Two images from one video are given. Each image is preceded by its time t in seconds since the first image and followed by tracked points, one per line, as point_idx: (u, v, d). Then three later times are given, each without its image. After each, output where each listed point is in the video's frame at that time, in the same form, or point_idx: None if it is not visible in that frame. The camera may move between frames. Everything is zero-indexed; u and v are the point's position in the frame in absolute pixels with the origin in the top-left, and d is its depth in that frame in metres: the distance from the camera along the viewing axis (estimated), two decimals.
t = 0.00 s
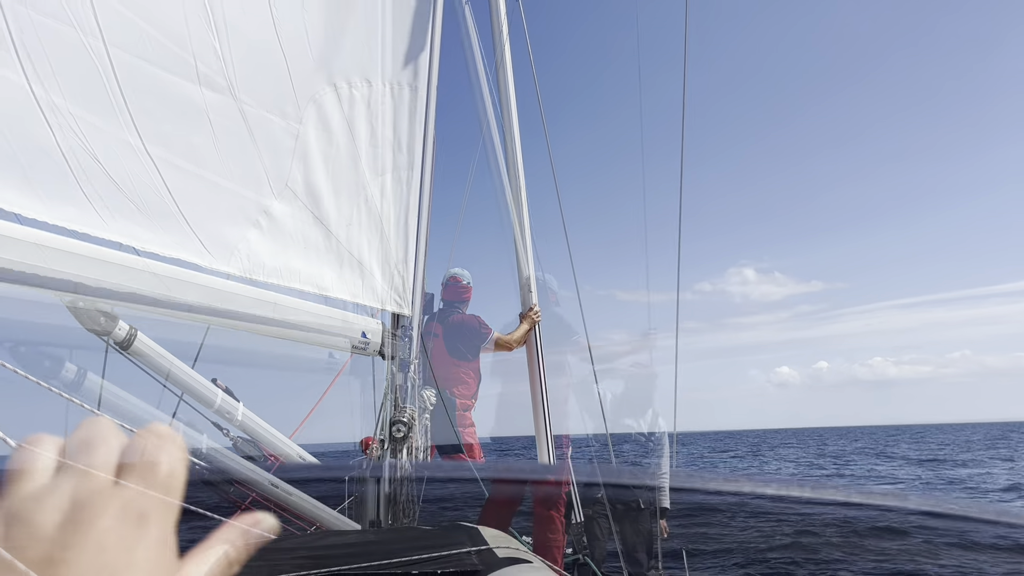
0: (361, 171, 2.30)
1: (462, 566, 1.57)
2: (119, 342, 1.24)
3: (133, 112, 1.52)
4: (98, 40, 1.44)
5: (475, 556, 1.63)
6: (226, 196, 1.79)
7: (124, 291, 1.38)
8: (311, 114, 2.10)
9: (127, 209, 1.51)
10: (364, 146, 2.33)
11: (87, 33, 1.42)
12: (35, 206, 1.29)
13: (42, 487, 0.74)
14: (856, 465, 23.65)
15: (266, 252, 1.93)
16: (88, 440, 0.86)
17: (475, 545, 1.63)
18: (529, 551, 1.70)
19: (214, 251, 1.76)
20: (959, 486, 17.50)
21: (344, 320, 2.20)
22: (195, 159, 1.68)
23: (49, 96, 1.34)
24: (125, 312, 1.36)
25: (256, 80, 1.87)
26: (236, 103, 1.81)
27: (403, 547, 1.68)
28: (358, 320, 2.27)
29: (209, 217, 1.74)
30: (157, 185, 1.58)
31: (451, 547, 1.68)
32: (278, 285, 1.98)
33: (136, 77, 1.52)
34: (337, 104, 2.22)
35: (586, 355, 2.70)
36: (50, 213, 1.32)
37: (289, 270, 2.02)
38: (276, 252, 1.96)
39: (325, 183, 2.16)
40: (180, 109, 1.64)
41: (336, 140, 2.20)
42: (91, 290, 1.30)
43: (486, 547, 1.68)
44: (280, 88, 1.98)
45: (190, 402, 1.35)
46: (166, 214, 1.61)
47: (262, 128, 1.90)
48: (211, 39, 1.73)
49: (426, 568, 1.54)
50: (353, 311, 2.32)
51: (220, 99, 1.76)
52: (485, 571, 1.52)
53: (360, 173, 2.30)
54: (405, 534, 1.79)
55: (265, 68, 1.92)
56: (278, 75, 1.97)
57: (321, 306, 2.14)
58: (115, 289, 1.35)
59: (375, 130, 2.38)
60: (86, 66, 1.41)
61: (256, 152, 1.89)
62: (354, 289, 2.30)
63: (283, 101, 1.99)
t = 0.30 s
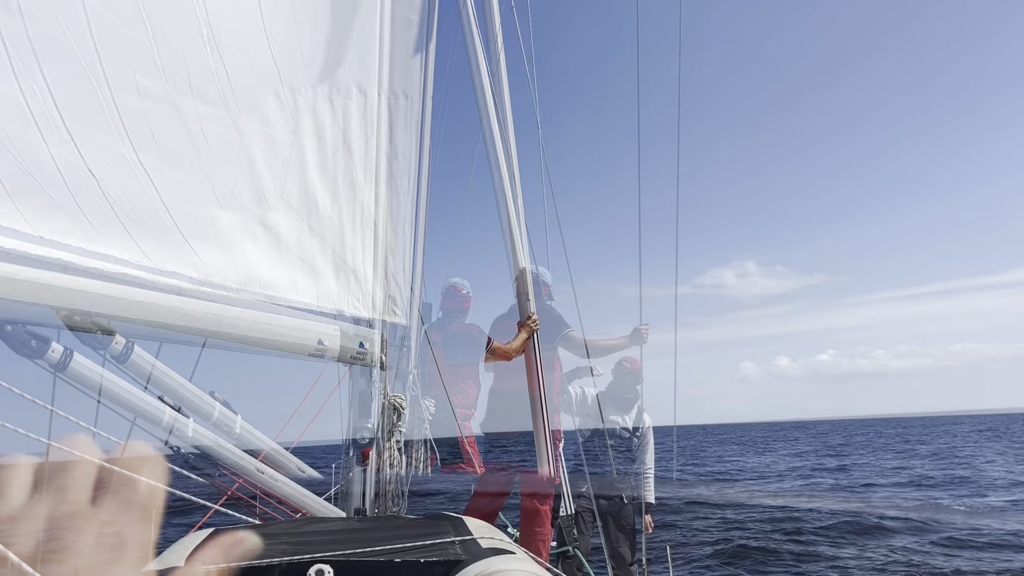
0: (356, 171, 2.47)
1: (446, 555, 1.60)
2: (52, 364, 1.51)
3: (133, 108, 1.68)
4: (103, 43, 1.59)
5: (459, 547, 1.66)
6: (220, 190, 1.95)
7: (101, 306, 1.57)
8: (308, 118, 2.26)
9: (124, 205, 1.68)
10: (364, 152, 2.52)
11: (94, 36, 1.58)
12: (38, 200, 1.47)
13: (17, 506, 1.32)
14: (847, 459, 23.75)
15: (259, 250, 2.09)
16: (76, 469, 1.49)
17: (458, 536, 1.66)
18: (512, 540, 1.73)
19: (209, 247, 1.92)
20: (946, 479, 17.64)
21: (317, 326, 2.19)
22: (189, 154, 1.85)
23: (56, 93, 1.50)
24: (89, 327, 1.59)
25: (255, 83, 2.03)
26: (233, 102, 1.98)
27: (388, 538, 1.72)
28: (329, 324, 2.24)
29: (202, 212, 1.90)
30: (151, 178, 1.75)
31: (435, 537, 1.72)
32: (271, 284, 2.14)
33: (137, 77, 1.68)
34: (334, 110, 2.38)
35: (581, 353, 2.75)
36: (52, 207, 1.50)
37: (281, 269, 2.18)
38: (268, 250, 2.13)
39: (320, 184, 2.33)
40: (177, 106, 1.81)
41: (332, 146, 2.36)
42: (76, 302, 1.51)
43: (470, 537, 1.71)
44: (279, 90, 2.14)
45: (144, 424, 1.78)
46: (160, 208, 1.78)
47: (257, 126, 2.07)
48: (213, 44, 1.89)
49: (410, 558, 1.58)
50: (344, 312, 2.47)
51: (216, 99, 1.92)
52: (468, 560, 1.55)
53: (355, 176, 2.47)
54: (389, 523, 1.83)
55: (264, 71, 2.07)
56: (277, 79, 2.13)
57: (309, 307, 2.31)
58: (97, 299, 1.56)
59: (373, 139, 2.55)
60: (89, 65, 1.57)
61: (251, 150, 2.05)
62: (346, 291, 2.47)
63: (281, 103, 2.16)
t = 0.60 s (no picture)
0: (348, 163, 2.43)
1: (431, 549, 1.61)
2: (36, 355, 1.62)
3: (122, 97, 1.84)
4: (93, 38, 1.78)
5: (444, 540, 1.67)
6: (209, 178, 2.07)
7: (81, 302, 1.59)
8: (301, 111, 2.33)
9: (111, 191, 1.84)
10: (358, 146, 2.46)
11: (85, 33, 1.77)
12: (39, 187, 1.72)
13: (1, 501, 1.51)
14: (838, 453, 23.87)
15: (245, 241, 2.19)
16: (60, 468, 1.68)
17: (442, 530, 1.68)
18: (498, 535, 1.73)
19: (196, 235, 2.05)
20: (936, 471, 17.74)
21: (307, 318, 2.14)
22: (178, 140, 1.97)
23: (51, 83, 1.72)
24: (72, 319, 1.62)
25: (246, 74, 2.14)
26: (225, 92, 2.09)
27: (374, 531, 1.72)
28: (317, 318, 2.21)
29: (190, 199, 2.02)
30: (139, 163, 1.89)
31: (421, 531, 1.72)
32: (256, 275, 2.23)
33: (128, 66, 1.85)
34: (326, 102, 2.39)
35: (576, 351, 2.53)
36: (49, 194, 1.74)
37: (268, 261, 2.26)
38: (254, 240, 2.22)
39: (313, 177, 2.36)
40: (168, 95, 1.94)
41: (325, 140, 2.40)
42: (56, 295, 1.54)
43: (455, 531, 1.71)
44: (271, 82, 2.24)
45: (128, 418, 1.89)
46: (149, 194, 1.92)
47: (249, 116, 2.17)
48: (205, 37, 2.02)
49: (395, 551, 1.58)
50: (335, 307, 2.46)
51: (206, 90, 2.04)
52: (453, 554, 1.56)
53: (345, 167, 2.42)
54: (375, 517, 1.84)
55: (257, 63, 2.18)
56: (270, 72, 2.23)
57: (299, 301, 2.35)
58: (80, 290, 1.59)
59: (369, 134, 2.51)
60: (80, 58, 1.76)
61: (242, 140, 2.16)
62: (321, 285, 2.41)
63: (273, 95, 2.25)
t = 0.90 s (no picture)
0: (339, 162, 2.46)
1: (424, 550, 1.61)
2: (26, 356, 1.66)
3: (117, 94, 1.83)
4: (87, 34, 1.77)
5: (437, 541, 1.67)
6: (204, 177, 2.06)
7: (73, 304, 1.60)
8: (295, 109, 2.33)
9: (105, 189, 1.82)
10: (350, 146, 2.50)
11: (79, 29, 1.75)
12: (30, 183, 1.69)
13: None
14: (831, 447, 23.98)
15: (238, 241, 2.18)
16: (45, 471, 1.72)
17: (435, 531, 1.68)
18: (491, 536, 1.74)
19: (190, 235, 2.03)
20: (927, 463, 17.85)
21: (300, 319, 2.16)
22: (174, 139, 1.96)
23: (46, 79, 1.69)
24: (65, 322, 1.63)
25: (240, 72, 2.13)
26: (220, 90, 2.08)
27: (366, 532, 1.73)
28: (309, 319, 2.22)
29: (185, 198, 2.01)
30: (134, 162, 1.87)
31: (413, 531, 1.73)
32: (250, 276, 2.22)
33: (124, 62, 1.83)
34: (319, 101, 2.40)
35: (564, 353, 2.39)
36: (40, 190, 1.71)
37: (261, 261, 2.25)
38: (247, 241, 2.21)
39: (306, 176, 2.37)
40: (163, 93, 1.93)
41: (319, 138, 2.40)
42: (48, 296, 1.56)
43: (447, 532, 1.72)
44: (266, 80, 2.23)
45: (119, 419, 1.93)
46: (143, 193, 1.90)
47: (244, 114, 2.16)
48: (200, 34, 2.01)
49: (388, 552, 1.59)
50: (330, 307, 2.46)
51: (202, 87, 2.03)
52: (446, 555, 1.56)
53: (340, 165, 2.46)
54: (367, 518, 1.84)
55: (252, 61, 2.17)
56: (264, 70, 2.22)
57: (292, 301, 2.34)
58: (72, 292, 1.61)
59: (358, 132, 2.54)
60: (75, 54, 1.74)
61: (237, 139, 2.15)
62: (318, 285, 2.42)
63: (267, 93, 2.24)
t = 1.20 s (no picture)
0: (336, 161, 2.49)
1: (423, 554, 1.61)
2: (19, 363, 1.69)
3: (105, 101, 1.82)
4: (74, 41, 1.76)
5: (436, 544, 1.67)
6: (199, 181, 2.07)
7: (68, 310, 1.60)
8: (295, 107, 2.34)
9: (96, 196, 1.81)
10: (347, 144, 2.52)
11: (67, 35, 1.74)
12: (19, 191, 1.66)
13: None
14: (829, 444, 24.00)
15: (237, 242, 2.18)
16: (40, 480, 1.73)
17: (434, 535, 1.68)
18: (489, 538, 1.74)
19: (187, 238, 2.03)
20: (926, 459, 17.87)
21: (293, 323, 2.18)
22: (164, 144, 1.96)
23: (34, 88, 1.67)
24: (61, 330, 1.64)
25: (236, 73, 2.15)
26: (215, 92, 2.09)
27: (364, 535, 1.73)
28: (303, 322, 2.24)
29: (179, 202, 2.01)
30: (125, 168, 1.87)
31: (411, 535, 1.73)
32: (249, 279, 2.21)
33: (110, 70, 1.83)
34: (317, 100, 2.41)
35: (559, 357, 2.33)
36: (32, 200, 1.68)
37: (262, 264, 2.25)
38: (246, 243, 2.21)
39: (307, 175, 2.39)
40: (151, 98, 1.93)
41: (318, 137, 2.42)
42: (44, 303, 1.56)
43: (446, 535, 1.72)
44: (262, 79, 2.23)
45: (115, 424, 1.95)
46: (137, 198, 1.90)
47: (241, 115, 2.18)
48: (191, 37, 2.02)
49: (386, 556, 1.58)
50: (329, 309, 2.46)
51: (194, 90, 2.03)
52: (445, 559, 1.56)
53: (335, 165, 2.47)
54: (365, 521, 1.84)
55: (247, 61, 2.18)
56: (262, 69, 2.23)
57: (294, 304, 2.33)
58: (68, 299, 1.61)
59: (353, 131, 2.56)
60: (62, 61, 1.73)
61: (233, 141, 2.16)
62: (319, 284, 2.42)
63: (266, 91, 2.25)
